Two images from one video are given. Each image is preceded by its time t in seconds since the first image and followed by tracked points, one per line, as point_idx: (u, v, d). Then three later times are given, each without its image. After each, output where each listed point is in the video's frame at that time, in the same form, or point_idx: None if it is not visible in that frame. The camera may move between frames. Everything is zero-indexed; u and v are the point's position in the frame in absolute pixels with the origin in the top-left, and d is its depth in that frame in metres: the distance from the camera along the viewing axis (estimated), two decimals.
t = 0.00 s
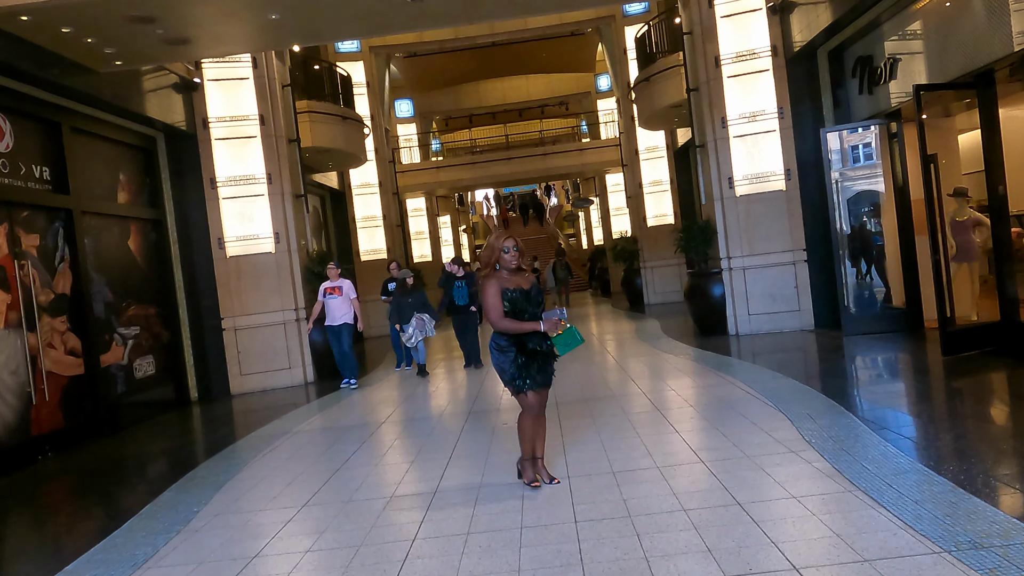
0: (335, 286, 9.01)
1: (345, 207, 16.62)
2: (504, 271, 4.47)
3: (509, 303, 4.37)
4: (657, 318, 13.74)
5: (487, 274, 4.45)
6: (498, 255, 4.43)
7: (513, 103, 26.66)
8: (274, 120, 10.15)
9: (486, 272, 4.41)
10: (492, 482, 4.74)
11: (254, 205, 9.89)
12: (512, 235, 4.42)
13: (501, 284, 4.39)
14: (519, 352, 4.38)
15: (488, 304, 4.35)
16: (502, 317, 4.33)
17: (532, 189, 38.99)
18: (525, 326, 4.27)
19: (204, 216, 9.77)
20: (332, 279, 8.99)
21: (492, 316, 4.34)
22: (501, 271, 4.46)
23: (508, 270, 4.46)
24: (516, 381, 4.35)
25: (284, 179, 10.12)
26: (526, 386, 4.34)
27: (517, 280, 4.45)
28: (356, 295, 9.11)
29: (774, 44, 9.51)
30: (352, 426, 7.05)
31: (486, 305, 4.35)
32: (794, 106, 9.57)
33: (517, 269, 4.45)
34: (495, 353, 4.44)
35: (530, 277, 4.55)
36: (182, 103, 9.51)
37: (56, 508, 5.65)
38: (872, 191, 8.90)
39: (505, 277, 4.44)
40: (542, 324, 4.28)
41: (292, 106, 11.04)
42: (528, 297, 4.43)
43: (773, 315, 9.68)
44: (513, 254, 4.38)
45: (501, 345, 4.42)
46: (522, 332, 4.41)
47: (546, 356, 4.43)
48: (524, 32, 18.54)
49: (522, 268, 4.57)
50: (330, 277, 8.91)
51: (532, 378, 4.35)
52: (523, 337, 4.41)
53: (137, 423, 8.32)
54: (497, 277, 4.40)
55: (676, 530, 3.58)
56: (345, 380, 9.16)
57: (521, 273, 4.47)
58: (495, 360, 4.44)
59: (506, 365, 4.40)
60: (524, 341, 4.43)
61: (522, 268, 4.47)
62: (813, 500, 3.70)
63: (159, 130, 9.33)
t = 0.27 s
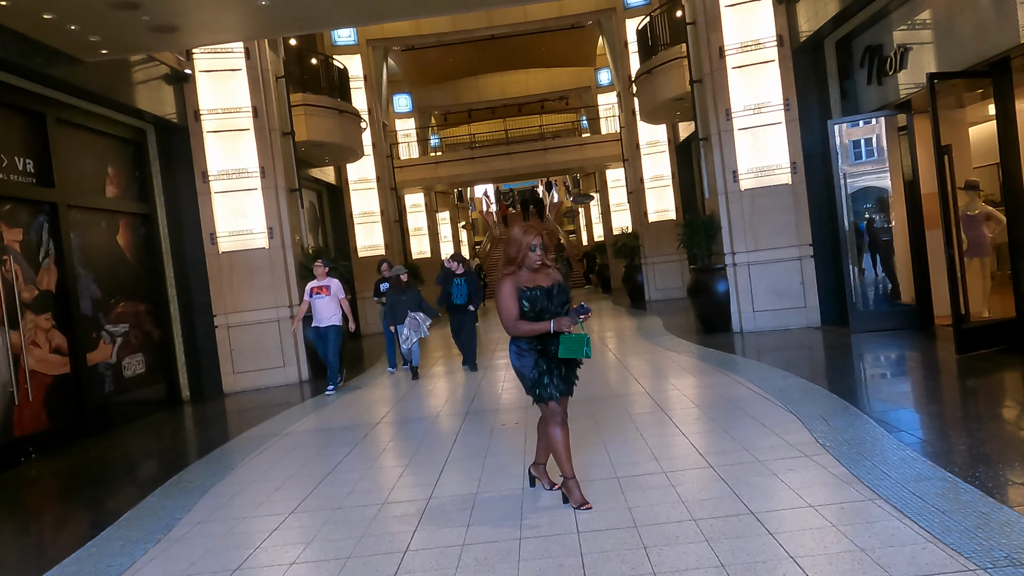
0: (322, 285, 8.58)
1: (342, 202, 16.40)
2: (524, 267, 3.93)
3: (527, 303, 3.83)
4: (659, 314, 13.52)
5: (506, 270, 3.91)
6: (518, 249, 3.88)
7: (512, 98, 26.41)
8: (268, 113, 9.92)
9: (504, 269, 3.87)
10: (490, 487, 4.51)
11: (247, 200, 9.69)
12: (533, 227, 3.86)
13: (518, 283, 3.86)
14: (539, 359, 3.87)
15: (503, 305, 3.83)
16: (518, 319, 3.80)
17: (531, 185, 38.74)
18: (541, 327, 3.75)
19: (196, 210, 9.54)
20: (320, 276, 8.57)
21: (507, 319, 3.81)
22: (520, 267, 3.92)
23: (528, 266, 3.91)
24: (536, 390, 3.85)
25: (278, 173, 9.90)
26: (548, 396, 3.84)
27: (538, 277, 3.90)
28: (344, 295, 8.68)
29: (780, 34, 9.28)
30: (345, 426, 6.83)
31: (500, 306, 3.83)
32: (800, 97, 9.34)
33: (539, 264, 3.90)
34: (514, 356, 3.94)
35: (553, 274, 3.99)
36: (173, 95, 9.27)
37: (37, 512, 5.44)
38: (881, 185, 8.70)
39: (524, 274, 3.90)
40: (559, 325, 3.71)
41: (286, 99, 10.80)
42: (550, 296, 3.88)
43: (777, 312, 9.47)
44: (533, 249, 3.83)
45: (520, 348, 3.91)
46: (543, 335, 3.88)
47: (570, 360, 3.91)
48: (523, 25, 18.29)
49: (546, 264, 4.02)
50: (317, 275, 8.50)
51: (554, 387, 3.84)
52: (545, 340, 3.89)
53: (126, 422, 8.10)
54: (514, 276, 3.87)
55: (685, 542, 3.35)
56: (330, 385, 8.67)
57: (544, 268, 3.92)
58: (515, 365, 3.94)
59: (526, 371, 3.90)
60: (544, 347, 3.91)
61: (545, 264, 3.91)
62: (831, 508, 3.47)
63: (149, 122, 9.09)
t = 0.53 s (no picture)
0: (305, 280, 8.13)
1: (338, 197, 16.14)
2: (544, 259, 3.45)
3: (546, 298, 3.34)
4: (659, 312, 13.30)
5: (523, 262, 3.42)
6: (538, 237, 3.39)
7: (512, 92, 26.12)
8: (259, 105, 9.66)
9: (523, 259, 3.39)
10: (480, 479, 4.26)
11: (239, 194, 9.41)
12: (557, 214, 3.38)
13: (537, 275, 3.37)
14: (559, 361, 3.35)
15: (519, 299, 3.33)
16: (536, 315, 3.32)
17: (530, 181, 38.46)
18: (560, 328, 3.28)
19: (186, 205, 9.30)
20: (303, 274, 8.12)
21: (523, 314, 3.32)
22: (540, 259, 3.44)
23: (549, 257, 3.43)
24: (552, 396, 3.33)
25: (270, 166, 9.64)
26: (566, 403, 3.32)
27: (559, 270, 3.43)
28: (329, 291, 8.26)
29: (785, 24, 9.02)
30: (335, 422, 6.59)
31: (517, 301, 3.34)
32: (806, 89, 9.08)
33: (560, 256, 3.42)
34: (528, 358, 3.40)
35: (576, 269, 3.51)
36: (161, 86, 9.01)
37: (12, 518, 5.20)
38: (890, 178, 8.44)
39: (544, 266, 3.42)
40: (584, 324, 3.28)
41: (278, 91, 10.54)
42: (572, 290, 3.39)
43: (782, 309, 9.23)
44: (555, 238, 3.36)
45: (536, 348, 3.39)
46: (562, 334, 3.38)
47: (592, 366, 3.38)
48: (522, 17, 18.01)
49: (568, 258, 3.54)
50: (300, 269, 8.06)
51: (573, 393, 3.33)
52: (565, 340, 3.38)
53: (113, 423, 7.87)
54: (532, 267, 3.39)
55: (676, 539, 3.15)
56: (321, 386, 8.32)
57: (565, 261, 3.44)
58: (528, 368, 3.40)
59: (542, 376, 3.36)
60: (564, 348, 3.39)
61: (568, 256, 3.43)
62: (841, 508, 3.23)
63: (137, 114, 8.84)
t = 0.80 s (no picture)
0: (282, 282, 7.55)
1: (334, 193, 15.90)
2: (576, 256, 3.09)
3: (579, 298, 2.98)
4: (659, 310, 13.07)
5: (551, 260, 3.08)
6: (569, 232, 3.05)
7: (510, 87, 25.87)
8: (251, 97, 9.43)
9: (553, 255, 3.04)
10: (475, 487, 4.04)
11: (230, 189, 9.20)
12: (589, 206, 3.05)
13: (568, 272, 3.01)
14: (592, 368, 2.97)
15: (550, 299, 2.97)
16: (569, 316, 2.95)
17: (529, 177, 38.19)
18: (598, 325, 2.89)
19: (175, 200, 9.06)
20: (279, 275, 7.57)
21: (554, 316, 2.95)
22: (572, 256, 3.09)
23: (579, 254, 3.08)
24: (584, 410, 2.97)
25: (262, 160, 9.43)
26: (600, 417, 2.96)
27: (592, 267, 3.07)
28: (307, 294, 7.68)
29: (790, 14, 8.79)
30: (325, 426, 6.37)
31: (547, 301, 2.98)
32: (812, 81, 8.85)
33: (594, 252, 3.07)
34: (558, 366, 3.02)
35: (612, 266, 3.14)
36: (149, 78, 8.77)
37: None
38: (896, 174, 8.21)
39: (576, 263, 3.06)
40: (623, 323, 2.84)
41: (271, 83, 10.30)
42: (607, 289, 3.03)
43: (787, 306, 9.01)
44: (587, 231, 3.01)
45: (567, 356, 3.00)
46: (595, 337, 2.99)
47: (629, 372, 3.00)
48: (520, 10, 17.75)
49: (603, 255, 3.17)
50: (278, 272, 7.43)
51: (608, 406, 2.96)
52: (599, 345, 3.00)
53: (99, 425, 7.65)
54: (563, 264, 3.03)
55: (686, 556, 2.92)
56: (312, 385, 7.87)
57: (599, 257, 3.08)
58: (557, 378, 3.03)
59: (573, 387, 2.99)
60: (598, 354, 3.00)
61: (601, 251, 3.08)
62: (860, 523, 3.01)
63: (124, 107, 8.58)
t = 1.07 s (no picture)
0: (260, 278, 6.91)
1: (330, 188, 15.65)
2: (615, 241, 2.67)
3: (618, 290, 2.58)
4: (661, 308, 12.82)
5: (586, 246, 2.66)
6: (607, 215, 2.63)
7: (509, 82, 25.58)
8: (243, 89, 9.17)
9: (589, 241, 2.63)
10: (472, 499, 3.80)
11: (221, 184, 8.95)
12: (631, 185, 2.63)
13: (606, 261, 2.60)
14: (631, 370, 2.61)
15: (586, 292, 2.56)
16: (607, 312, 2.54)
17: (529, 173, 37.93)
18: (642, 321, 2.51)
19: (165, 195, 8.81)
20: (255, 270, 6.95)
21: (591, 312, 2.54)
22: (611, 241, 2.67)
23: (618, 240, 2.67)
24: (624, 413, 2.58)
25: (254, 154, 9.18)
26: (643, 422, 2.56)
27: (632, 255, 2.67)
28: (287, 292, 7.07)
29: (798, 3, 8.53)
30: (318, 428, 6.14)
31: (582, 293, 2.57)
32: (820, 73, 8.61)
33: (634, 237, 2.66)
34: (592, 369, 2.66)
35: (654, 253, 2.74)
36: (138, 69, 8.50)
37: None
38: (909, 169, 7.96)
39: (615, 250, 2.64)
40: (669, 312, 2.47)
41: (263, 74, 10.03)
42: (649, 281, 2.63)
43: (793, 305, 8.78)
44: (629, 215, 2.59)
45: (601, 356, 2.63)
46: (634, 334, 2.61)
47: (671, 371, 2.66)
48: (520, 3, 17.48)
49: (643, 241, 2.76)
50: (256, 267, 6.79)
51: (651, 408, 2.57)
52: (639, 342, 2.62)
53: (85, 426, 7.39)
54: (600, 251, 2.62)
55: None
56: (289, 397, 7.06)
57: (640, 243, 2.68)
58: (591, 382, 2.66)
59: (610, 390, 2.62)
60: (639, 354, 2.61)
61: (643, 237, 2.68)
62: (890, 542, 2.77)
63: (111, 97, 8.26)
